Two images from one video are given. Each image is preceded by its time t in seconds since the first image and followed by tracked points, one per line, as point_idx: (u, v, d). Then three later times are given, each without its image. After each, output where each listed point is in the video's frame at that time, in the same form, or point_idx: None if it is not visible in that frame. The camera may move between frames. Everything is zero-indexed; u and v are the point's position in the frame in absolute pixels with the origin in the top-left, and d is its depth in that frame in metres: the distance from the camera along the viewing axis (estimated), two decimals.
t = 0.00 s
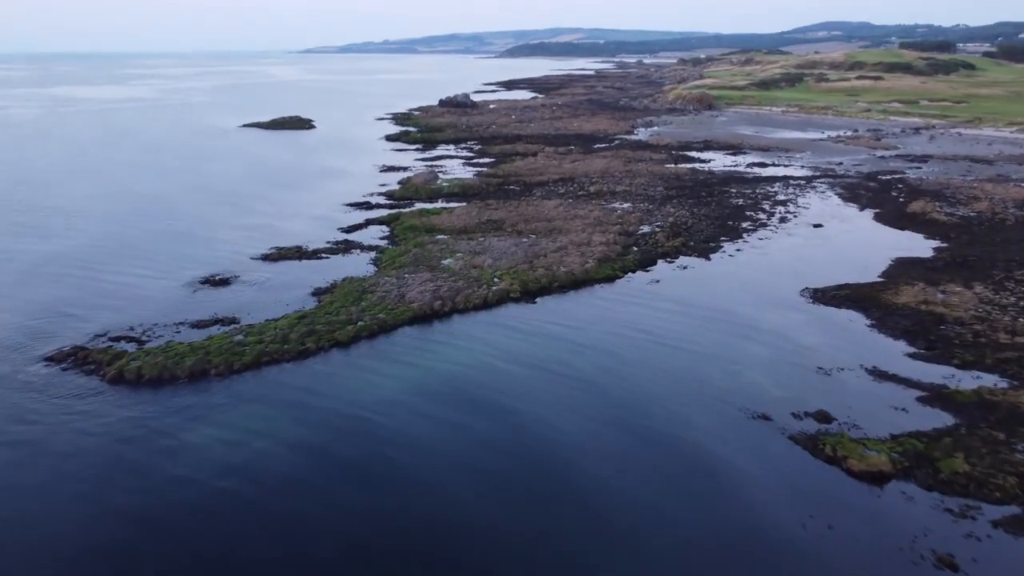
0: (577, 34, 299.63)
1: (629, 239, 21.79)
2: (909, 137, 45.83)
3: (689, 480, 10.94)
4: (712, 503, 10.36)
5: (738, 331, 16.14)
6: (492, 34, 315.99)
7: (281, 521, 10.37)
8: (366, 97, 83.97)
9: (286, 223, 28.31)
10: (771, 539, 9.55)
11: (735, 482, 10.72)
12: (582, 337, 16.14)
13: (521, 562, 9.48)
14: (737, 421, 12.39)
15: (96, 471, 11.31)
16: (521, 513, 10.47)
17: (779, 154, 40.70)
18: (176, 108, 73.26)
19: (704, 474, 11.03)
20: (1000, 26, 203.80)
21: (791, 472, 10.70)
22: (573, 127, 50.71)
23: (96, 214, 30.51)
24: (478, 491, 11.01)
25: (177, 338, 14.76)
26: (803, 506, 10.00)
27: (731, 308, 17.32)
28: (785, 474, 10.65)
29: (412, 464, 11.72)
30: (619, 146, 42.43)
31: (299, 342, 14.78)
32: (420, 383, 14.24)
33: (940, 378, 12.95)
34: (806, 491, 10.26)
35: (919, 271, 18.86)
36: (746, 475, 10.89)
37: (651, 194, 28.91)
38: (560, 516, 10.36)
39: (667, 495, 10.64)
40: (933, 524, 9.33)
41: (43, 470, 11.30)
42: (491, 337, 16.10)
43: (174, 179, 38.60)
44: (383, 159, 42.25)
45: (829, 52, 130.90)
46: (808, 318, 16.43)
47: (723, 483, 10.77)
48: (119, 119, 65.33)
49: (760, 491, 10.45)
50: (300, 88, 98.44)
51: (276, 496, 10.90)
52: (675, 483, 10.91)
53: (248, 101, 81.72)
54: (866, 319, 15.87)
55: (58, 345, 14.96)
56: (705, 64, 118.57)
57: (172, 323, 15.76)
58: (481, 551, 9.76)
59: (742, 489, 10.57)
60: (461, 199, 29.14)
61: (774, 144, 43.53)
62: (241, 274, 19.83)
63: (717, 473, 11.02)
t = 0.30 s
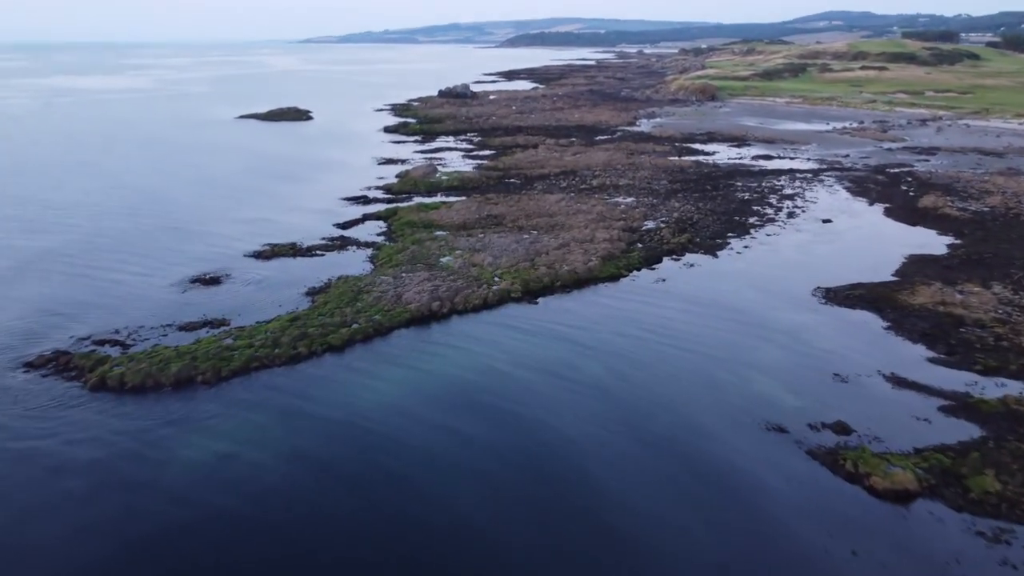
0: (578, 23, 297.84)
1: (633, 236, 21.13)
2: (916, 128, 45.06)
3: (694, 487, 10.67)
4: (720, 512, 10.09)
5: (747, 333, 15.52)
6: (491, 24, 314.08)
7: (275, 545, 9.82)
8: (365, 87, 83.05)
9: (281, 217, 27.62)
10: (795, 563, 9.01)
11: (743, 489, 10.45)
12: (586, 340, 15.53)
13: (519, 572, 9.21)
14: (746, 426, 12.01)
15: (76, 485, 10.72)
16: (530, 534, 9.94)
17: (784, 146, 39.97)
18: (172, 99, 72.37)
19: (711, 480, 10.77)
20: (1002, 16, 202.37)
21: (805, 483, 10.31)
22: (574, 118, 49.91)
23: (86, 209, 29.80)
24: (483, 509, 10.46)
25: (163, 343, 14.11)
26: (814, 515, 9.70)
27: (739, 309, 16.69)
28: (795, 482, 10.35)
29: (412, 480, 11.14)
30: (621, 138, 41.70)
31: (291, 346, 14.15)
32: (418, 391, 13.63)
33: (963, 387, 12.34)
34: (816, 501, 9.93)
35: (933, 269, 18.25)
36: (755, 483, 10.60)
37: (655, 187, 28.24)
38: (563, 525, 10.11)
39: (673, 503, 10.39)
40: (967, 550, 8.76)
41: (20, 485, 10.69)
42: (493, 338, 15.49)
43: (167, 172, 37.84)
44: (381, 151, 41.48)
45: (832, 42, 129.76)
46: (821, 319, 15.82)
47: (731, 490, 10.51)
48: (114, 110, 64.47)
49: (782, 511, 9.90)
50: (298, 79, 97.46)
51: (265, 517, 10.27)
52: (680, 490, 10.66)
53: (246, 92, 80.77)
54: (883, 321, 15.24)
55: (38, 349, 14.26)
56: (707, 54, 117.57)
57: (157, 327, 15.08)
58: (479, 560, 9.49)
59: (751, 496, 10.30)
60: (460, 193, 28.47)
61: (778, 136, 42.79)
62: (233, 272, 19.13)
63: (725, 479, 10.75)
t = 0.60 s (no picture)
0: (578, 13, 296.01)
1: (639, 233, 20.49)
2: (923, 120, 44.32)
3: (702, 497, 10.38)
4: (721, 514, 10.01)
5: (759, 337, 14.93)
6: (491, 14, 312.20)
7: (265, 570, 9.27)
8: (363, 78, 82.13)
9: (277, 212, 26.94)
10: None
11: (756, 505, 10.08)
12: (591, 342, 14.93)
13: None
14: (754, 431, 11.74)
15: (52, 503, 10.15)
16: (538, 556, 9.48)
17: (790, 138, 39.27)
18: (168, 90, 71.44)
19: (719, 490, 10.46)
20: (1005, 6, 200.88)
21: (825, 505, 9.86)
22: (576, 109, 49.14)
23: (77, 203, 29.08)
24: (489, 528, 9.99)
25: (148, 349, 13.48)
26: (820, 525, 9.58)
27: (749, 310, 16.08)
28: (802, 490, 10.23)
29: (413, 495, 10.63)
30: (624, 130, 40.97)
31: (282, 352, 13.53)
32: (415, 398, 13.03)
33: (988, 397, 11.78)
34: (826, 510, 9.79)
35: (950, 268, 17.61)
36: (765, 495, 10.31)
37: (659, 181, 27.58)
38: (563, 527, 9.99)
39: (684, 518, 10.01)
40: None
41: None
42: (493, 341, 14.90)
43: (162, 165, 37.10)
44: (379, 144, 40.76)
45: (834, 32, 128.59)
46: (835, 321, 15.24)
47: (744, 505, 10.13)
48: (108, 101, 63.58)
49: (803, 535, 9.48)
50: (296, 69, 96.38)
51: (265, 533, 9.82)
52: (691, 503, 10.27)
53: (242, 82, 79.79)
54: (900, 324, 14.65)
55: (18, 354, 13.63)
56: (709, 44, 116.52)
57: (143, 330, 14.45)
58: None
59: (761, 508, 10.01)
60: (460, 187, 27.78)
61: (784, 128, 42.04)
62: (224, 271, 18.49)
63: (733, 489, 10.45)
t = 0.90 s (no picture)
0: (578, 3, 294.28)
1: (644, 231, 19.82)
2: (930, 111, 43.60)
3: (716, 515, 9.81)
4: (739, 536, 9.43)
5: (771, 340, 14.31)
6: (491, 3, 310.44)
7: None
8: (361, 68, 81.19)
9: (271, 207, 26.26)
10: None
11: (775, 526, 9.51)
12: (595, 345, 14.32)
13: None
14: (770, 439, 11.26)
15: (28, 523, 9.54)
16: None
17: (795, 130, 38.57)
18: (164, 81, 70.54)
19: (734, 508, 9.90)
20: None
21: (847, 527, 9.30)
22: (577, 101, 48.40)
23: (68, 198, 28.46)
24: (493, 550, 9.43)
25: (130, 356, 12.85)
26: (841, 543, 9.11)
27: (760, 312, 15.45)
28: (821, 504, 9.76)
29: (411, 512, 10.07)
30: (626, 122, 40.25)
31: (271, 360, 12.90)
32: (413, 406, 12.43)
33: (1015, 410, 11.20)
34: (847, 529, 9.27)
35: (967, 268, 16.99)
36: (783, 513, 9.74)
37: (663, 176, 26.91)
38: (567, 539, 9.54)
39: (699, 538, 9.44)
40: None
41: None
42: (494, 344, 14.28)
43: (155, 158, 36.37)
44: (377, 136, 40.06)
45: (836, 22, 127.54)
46: (850, 323, 14.63)
47: (761, 525, 9.56)
48: (103, 92, 62.72)
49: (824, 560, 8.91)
50: (293, 59, 95.40)
51: (255, 557, 9.24)
52: (706, 522, 9.71)
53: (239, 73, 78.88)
54: (919, 327, 14.03)
55: None
56: (710, 34, 115.54)
57: (126, 336, 13.83)
58: None
59: (780, 529, 9.46)
60: (459, 181, 27.14)
61: (788, 120, 41.32)
62: (214, 270, 17.83)
63: (749, 507, 9.89)
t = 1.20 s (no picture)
0: None
1: (649, 228, 19.19)
2: (937, 103, 42.83)
3: (733, 538, 9.23)
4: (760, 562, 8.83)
5: (785, 344, 13.68)
6: None
7: None
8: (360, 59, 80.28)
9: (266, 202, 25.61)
10: None
11: (798, 551, 8.93)
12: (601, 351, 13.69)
13: None
14: (788, 452, 10.74)
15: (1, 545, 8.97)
16: None
17: (801, 123, 37.84)
18: (161, 72, 69.70)
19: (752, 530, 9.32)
20: None
21: (876, 555, 8.72)
22: (579, 92, 47.62)
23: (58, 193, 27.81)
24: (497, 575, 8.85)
25: (113, 366, 12.26)
26: (867, 568, 8.58)
27: (772, 315, 14.83)
28: (845, 525, 9.21)
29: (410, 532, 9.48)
30: (629, 114, 39.53)
31: (260, 369, 12.29)
32: (411, 416, 11.83)
33: None
34: (873, 553, 8.74)
35: (985, 268, 16.36)
36: (805, 536, 9.17)
37: (667, 170, 26.25)
38: (576, 559, 9.00)
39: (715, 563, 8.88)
40: None
41: None
42: (495, 349, 13.67)
43: (149, 152, 35.70)
44: (376, 128, 39.35)
45: (838, 12, 126.31)
46: (867, 327, 14.03)
47: (782, 550, 8.98)
48: (98, 84, 61.89)
49: None
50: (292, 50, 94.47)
51: None
52: (723, 545, 9.13)
53: (237, 64, 77.98)
54: (940, 332, 13.43)
55: None
56: (712, 24, 114.44)
57: (109, 343, 13.24)
58: None
59: (802, 555, 8.88)
60: (458, 176, 26.46)
61: (794, 112, 40.55)
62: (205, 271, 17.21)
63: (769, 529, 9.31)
